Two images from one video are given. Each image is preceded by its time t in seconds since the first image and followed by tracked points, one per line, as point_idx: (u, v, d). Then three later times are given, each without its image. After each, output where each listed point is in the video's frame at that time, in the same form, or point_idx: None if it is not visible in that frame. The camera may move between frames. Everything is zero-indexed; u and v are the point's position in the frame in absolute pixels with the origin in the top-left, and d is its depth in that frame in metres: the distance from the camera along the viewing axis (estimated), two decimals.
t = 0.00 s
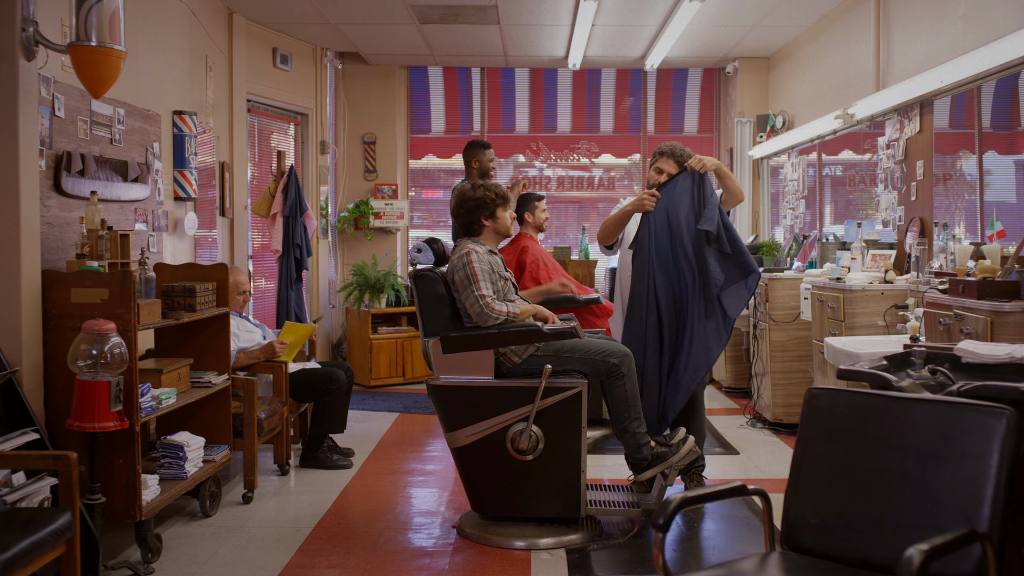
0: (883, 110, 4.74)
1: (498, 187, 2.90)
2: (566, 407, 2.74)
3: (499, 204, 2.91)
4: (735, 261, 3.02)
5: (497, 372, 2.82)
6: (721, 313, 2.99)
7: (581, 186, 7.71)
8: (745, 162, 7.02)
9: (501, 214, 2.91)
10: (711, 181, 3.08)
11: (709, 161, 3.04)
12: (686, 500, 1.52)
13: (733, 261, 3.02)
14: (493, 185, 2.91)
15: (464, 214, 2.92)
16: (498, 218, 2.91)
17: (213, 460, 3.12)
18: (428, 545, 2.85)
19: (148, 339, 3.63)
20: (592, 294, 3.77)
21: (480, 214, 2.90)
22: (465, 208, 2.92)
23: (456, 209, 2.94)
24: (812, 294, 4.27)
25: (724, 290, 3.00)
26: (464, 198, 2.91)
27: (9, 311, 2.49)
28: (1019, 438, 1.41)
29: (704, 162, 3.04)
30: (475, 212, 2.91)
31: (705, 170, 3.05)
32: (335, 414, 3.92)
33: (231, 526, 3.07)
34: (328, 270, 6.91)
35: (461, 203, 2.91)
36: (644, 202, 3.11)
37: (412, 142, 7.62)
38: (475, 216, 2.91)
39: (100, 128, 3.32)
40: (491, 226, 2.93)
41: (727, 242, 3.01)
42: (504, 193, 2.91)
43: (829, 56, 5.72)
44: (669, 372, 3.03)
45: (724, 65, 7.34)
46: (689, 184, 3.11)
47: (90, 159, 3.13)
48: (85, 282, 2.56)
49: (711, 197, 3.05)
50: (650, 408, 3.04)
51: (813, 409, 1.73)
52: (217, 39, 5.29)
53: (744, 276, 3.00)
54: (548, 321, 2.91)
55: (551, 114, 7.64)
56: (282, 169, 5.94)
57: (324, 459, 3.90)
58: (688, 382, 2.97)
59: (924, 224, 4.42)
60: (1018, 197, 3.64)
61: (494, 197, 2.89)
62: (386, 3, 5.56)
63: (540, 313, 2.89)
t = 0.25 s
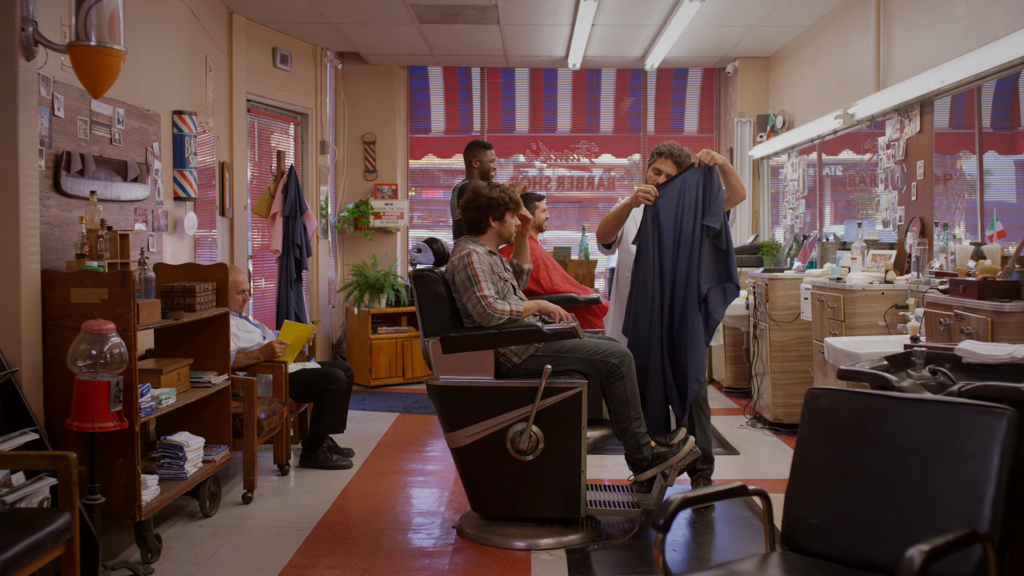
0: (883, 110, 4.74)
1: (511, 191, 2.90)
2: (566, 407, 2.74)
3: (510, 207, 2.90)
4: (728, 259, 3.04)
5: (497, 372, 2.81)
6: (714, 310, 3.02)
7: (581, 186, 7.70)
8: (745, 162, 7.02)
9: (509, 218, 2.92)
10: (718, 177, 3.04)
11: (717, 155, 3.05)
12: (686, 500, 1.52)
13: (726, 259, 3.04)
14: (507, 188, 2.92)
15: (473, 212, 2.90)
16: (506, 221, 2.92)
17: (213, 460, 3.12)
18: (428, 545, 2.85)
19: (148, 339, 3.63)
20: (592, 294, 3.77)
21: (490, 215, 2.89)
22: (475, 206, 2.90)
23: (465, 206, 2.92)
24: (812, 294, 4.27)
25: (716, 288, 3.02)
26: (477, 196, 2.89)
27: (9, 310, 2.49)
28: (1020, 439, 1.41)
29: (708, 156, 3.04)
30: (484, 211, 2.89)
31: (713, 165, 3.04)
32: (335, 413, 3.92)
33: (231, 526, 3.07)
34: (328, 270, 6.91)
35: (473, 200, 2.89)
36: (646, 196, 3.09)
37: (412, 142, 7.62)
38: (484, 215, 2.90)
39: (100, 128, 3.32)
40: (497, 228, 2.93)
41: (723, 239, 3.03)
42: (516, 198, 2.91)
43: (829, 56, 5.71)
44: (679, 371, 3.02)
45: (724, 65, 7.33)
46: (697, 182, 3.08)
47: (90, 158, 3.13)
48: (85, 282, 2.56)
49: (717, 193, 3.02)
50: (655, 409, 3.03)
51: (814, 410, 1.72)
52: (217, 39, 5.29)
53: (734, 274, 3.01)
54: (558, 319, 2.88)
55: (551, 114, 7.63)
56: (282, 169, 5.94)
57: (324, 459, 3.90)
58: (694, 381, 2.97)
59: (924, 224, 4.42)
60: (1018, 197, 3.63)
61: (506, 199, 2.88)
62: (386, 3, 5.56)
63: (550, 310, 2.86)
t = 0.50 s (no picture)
0: (883, 110, 4.74)
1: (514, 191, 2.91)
2: (566, 407, 2.74)
3: (514, 208, 2.90)
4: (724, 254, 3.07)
5: (496, 373, 2.81)
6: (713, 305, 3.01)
7: (581, 187, 7.70)
8: (745, 162, 7.02)
9: (511, 218, 2.92)
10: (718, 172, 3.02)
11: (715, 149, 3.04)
12: (686, 500, 1.51)
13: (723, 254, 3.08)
14: (512, 189, 2.91)
15: (477, 211, 2.89)
16: (508, 222, 2.92)
17: (213, 460, 3.11)
18: (427, 545, 2.85)
19: (147, 339, 3.62)
20: (592, 294, 3.76)
21: (493, 215, 2.89)
22: (479, 205, 2.89)
23: (469, 205, 2.91)
24: (812, 294, 4.27)
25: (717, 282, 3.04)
26: (482, 196, 2.88)
27: (9, 311, 2.49)
28: (1020, 439, 1.41)
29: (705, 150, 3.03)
30: (489, 211, 2.89)
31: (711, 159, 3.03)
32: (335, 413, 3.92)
33: (231, 526, 3.07)
34: (328, 270, 6.91)
35: (478, 199, 2.88)
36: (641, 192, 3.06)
37: (412, 142, 7.62)
38: (488, 215, 2.89)
39: (100, 128, 3.31)
40: (500, 228, 2.93)
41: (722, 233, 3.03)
42: (519, 198, 2.91)
43: (829, 56, 5.71)
44: (680, 368, 2.98)
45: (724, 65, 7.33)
46: (694, 177, 3.05)
47: (90, 158, 3.12)
48: (84, 282, 2.56)
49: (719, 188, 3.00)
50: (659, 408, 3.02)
51: (814, 410, 1.72)
52: (217, 39, 5.29)
53: (735, 268, 3.06)
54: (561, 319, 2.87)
55: (551, 113, 7.63)
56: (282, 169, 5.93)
57: (324, 460, 3.89)
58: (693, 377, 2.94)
59: (925, 224, 4.41)
60: (1018, 196, 3.63)
61: (511, 200, 2.88)
62: (386, 3, 5.56)
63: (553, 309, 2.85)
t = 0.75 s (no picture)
0: (884, 110, 4.73)
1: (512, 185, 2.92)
2: (566, 407, 2.73)
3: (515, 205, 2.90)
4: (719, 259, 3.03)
5: (496, 373, 2.80)
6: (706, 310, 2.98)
7: (581, 186, 7.70)
8: (745, 162, 7.02)
9: (511, 213, 2.93)
10: (712, 178, 2.99)
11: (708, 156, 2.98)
12: (687, 501, 1.51)
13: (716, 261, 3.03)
14: (512, 187, 2.92)
15: (478, 209, 2.89)
16: (509, 217, 2.93)
17: (212, 460, 3.11)
18: (427, 545, 2.85)
19: (147, 339, 3.62)
20: (592, 294, 3.76)
21: (492, 213, 2.89)
22: (479, 204, 2.89)
23: (469, 204, 2.91)
24: (812, 294, 4.27)
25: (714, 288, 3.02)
26: (482, 194, 2.89)
27: (8, 311, 2.49)
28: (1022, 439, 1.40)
29: (698, 157, 3.00)
30: (490, 208, 2.89)
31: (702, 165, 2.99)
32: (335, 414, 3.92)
33: (230, 527, 3.06)
34: (328, 270, 6.91)
35: (478, 198, 2.88)
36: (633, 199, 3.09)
37: (412, 142, 7.62)
38: (490, 213, 2.89)
39: (100, 127, 3.31)
40: (501, 225, 2.93)
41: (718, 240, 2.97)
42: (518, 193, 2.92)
43: (829, 56, 5.71)
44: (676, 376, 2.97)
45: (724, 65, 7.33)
46: (685, 183, 3.06)
47: (89, 158, 3.12)
48: (84, 283, 2.55)
49: (713, 195, 2.96)
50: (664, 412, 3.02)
51: (815, 410, 1.72)
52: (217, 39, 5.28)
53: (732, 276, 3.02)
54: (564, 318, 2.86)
55: (551, 113, 7.63)
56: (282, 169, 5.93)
57: (323, 460, 3.89)
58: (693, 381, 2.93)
59: (925, 224, 4.41)
60: (1018, 197, 3.63)
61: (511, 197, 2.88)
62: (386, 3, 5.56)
63: (554, 306, 2.84)
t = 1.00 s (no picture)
0: (884, 110, 4.73)
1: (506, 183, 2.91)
2: (567, 407, 2.73)
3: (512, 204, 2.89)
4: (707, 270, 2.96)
5: (496, 373, 2.80)
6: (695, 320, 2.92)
7: (581, 186, 7.70)
8: (745, 162, 7.02)
9: (507, 211, 2.92)
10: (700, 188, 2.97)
11: (703, 168, 2.97)
12: (687, 502, 1.51)
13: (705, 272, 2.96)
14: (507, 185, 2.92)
15: (475, 210, 2.88)
16: (506, 215, 2.92)
17: (212, 460, 3.11)
18: (427, 545, 2.85)
19: (147, 338, 3.62)
20: (592, 294, 3.76)
21: (489, 212, 2.89)
22: (476, 204, 2.89)
23: (465, 205, 2.90)
24: (813, 293, 4.26)
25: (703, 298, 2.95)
26: (477, 194, 2.88)
27: (8, 311, 2.48)
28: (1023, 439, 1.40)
29: (694, 168, 2.98)
30: (487, 208, 2.88)
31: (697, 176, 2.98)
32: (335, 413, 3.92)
33: (230, 527, 3.06)
34: (328, 270, 6.90)
35: (473, 199, 2.88)
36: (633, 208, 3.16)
37: (412, 142, 7.61)
38: (486, 213, 2.88)
39: (99, 127, 3.30)
40: (500, 224, 2.93)
41: (705, 249, 2.90)
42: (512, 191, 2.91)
43: (830, 56, 5.70)
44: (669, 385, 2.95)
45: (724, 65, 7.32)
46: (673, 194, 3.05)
47: (89, 158, 3.12)
48: (83, 282, 2.55)
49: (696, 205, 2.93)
50: (675, 413, 2.96)
51: (815, 410, 1.71)
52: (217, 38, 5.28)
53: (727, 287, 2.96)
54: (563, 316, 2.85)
55: (552, 113, 7.62)
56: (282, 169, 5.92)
57: (323, 460, 3.89)
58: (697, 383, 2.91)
59: (925, 223, 4.40)
60: (1018, 196, 3.62)
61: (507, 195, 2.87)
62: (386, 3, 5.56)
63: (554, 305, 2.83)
